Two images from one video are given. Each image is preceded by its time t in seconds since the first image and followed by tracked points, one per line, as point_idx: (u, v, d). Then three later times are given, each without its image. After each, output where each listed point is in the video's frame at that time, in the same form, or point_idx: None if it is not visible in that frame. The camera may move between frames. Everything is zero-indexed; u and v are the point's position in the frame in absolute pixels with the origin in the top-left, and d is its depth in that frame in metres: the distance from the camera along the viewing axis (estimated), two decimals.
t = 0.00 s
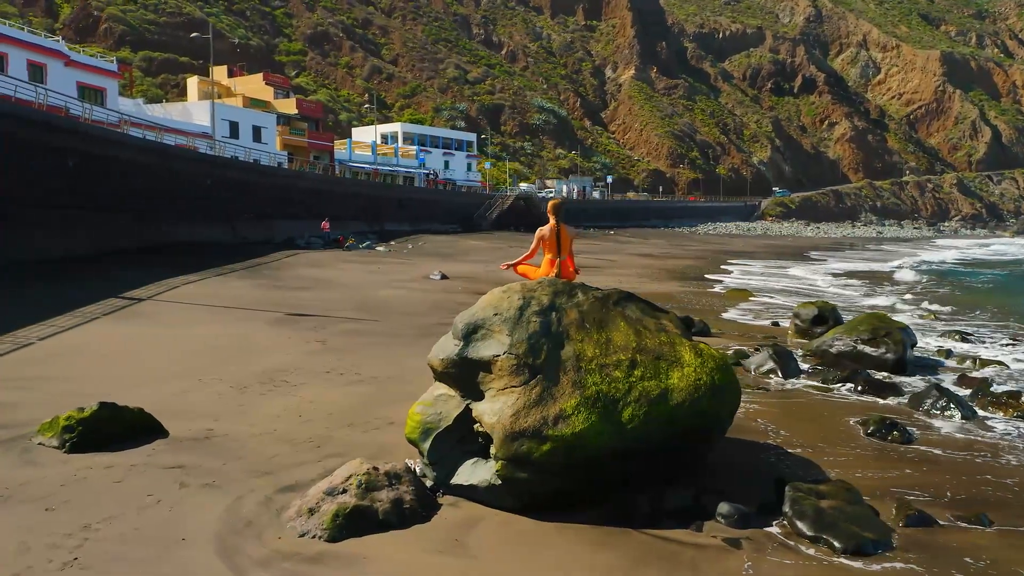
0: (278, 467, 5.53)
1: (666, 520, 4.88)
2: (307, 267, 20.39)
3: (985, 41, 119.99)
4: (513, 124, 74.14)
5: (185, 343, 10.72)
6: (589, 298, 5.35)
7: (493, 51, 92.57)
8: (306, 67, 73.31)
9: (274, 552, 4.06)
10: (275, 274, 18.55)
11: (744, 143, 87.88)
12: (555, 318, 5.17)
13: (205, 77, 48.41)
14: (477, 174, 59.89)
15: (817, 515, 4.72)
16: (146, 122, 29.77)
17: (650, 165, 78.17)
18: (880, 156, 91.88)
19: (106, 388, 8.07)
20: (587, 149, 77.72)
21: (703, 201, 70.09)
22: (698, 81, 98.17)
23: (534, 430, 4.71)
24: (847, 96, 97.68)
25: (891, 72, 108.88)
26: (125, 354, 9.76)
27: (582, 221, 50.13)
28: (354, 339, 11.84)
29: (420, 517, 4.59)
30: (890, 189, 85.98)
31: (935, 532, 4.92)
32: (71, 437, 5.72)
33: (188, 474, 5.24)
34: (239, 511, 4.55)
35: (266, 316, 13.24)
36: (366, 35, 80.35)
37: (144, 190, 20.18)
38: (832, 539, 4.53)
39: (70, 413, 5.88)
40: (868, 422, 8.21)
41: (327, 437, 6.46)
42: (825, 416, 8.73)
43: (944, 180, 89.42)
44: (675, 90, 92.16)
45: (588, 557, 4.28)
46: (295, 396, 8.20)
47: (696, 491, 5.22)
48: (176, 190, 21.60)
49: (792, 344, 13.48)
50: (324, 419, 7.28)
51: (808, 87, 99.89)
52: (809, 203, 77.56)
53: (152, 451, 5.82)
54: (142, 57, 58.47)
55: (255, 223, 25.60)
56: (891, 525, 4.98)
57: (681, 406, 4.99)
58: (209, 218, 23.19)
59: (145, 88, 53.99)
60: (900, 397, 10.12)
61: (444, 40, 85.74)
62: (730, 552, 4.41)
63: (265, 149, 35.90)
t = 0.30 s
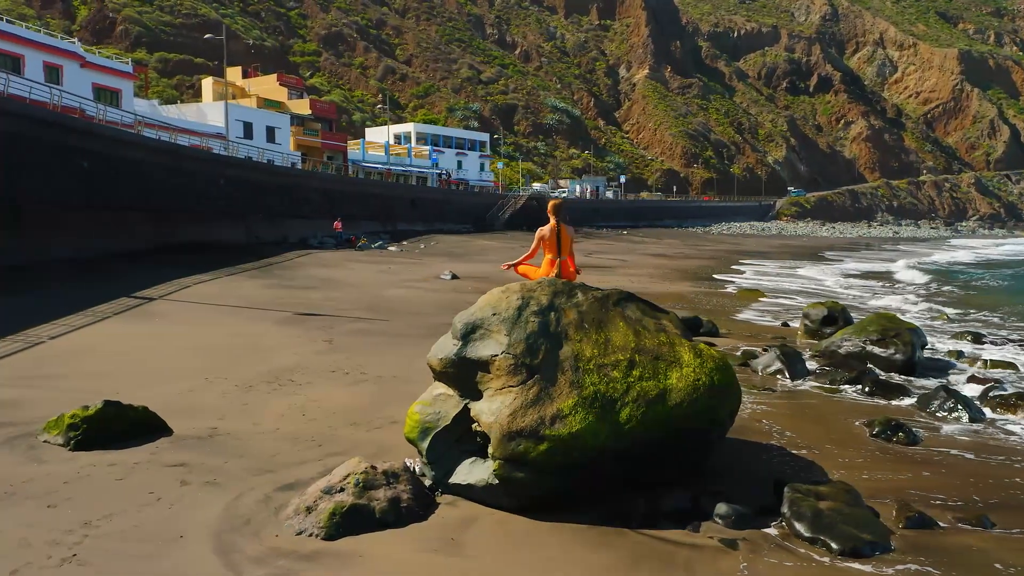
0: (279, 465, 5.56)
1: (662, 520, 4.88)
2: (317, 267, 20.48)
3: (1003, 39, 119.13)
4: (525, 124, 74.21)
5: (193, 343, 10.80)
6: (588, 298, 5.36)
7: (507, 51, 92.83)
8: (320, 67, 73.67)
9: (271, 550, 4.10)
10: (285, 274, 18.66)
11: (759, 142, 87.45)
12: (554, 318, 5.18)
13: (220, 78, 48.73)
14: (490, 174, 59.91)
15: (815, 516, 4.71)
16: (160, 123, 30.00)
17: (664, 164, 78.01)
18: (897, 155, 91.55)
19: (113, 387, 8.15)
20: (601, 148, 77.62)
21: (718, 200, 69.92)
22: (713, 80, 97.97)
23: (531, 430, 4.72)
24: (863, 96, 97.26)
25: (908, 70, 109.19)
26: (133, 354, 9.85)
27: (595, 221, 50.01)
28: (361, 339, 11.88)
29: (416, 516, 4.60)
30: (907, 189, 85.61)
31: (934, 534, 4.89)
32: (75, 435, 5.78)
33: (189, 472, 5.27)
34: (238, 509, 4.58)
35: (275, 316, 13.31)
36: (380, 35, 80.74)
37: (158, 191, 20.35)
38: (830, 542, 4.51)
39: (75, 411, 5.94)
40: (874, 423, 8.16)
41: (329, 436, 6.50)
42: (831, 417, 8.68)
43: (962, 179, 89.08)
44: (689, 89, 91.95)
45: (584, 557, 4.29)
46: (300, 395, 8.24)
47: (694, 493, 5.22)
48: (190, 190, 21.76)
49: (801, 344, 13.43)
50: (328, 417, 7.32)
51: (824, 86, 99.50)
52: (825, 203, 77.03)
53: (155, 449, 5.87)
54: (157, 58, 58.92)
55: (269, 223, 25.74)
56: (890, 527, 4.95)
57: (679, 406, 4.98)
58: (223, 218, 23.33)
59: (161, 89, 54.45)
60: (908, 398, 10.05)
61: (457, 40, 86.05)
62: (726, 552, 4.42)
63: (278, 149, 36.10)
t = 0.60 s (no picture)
0: (280, 464, 5.60)
1: (660, 521, 4.87)
2: (327, 266, 20.56)
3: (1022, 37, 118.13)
4: (539, 124, 74.21)
5: (201, 342, 10.88)
6: (588, 298, 5.36)
7: (521, 51, 93.09)
8: (334, 68, 74.00)
9: (268, 549, 4.13)
10: (295, 273, 18.76)
11: (773, 141, 87.10)
12: (553, 318, 5.19)
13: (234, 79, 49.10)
14: (503, 174, 59.88)
15: (812, 518, 4.69)
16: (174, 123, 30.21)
17: (679, 164, 77.83)
18: (914, 155, 91.16)
19: (121, 386, 8.23)
20: (614, 148, 77.53)
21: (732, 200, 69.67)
22: (727, 79, 97.66)
23: (528, 430, 4.73)
24: (880, 95, 96.87)
25: (926, 69, 108.69)
26: (142, 353, 9.94)
27: (608, 221, 49.93)
28: (369, 339, 11.91)
29: (413, 515, 4.62)
30: (923, 189, 85.18)
31: (935, 537, 4.86)
32: (80, 432, 5.84)
33: (191, 470, 5.33)
34: (236, 507, 4.62)
35: (284, 316, 13.38)
36: (394, 36, 81.14)
37: (170, 192, 20.50)
38: (827, 543, 4.50)
39: (80, 410, 6.01)
40: (880, 425, 8.11)
41: (332, 436, 6.53)
42: (836, 418, 8.63)
43: (979, 179, 88.95)
44: (703, 88, 91.72)
45: (579, 556, 4.31)
46: (305, 394, 8.29)
47: (693, 493, 5.21)
48: (203, 190, 21.95)
49: (810, 345, 13.35)
50: (331, 417, 7.35)
51: (840, 85, 99.03)
52: (840, 203, 76.52)
53: (159, 447, 5.93)
54: (173, 59, 59.43)
55: (281, 223, 25.90)
56: (889, 529, 4.92)
57: (678, 406, 4.98)
58: (236, 218, 23.49)
59: (177, 90, 54.89)
60: (916, 399, 9.96)
61: (471, 40, 86.29)
62: (722, 553, 4.41)
63: (292, 150, 36.28)
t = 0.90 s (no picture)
0: (281, 463, 5.65)
1: (656, 521, 4.88)
2: (336, 266, 20.63)
3: None
4: (552, 124, 74.23)
5: (209, 341, 10.96)
6: (586, 298, 5.39)
7: (534, 51, 93.24)
8: (347, 69, 74.35)
9: (267, 546, 4.17)
10: (305, 273, 18.86)
11: (788, 141, 86.70)
12: (552, 318, 5.21)
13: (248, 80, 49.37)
14: (515, 174, 59.86)
15: (810, 519, 4.68)
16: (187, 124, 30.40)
17: (692, 164, 77.61)
18: (931, 154, 90.66)
19: (128, 384, 8.31)
20: (628, 149, 77.41)
21: (746, 200, 69.37)
22: (742, 78, 97.30)
23: (525, 429, 4.75)
24: (896, 95, 96.87)
25: (943, 68, 108.06)
26: (150, 351, 10.03)
27: (621, 221, 49.84)
28: (376, 338, 11.95)
29: (409, 513, 4.65)
30: (940, 188, 84.64)
31: (931, 537, 4.84)
32: (85, 430, 5.91)
33: (192, 468, 5.37)
34: (235, 505, 4.67)
35: (293, 315, 13.46)
36: (407, 36, 81.47)
37: (183, 192, 20.65)
38: (823, 544, 4.49)
39: (85, 408, 6.08)
40: (885, 425, 8.07)
41: (335, 434, 6.58)
42: (842, 418, 8.60)
43: (998, 179, 89.13)
44: (717, 88, 91.52)
45: (574, 555, 4.32)
46: (309, 394, 8.33)
47: (691, 492, 5.22)
48: (216, 191, 22.10)
49: (819, 346, 13.28)
50: (335, 416, 7.40)
51: (856, 84, 98.55)
52: (855, 203, 75.95)
53: (162, 445, 5.99)
54: (188, 60, 59.88)
55: (294, 223, 26.02)
56: (888, 530, 4.89)
57: (675, 407, 4.97)
58: (248, 218, 23.63)
59: (192, 92, 55.30)
60: (922, 400, 9.89)
61: (484, 41, 86.47)
62: (717, 552, 4.42)
63: (304, 150, 36.46)
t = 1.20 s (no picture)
0: (283, 461, 5.69)
1: (653, 521, 4.90)
2: (345, 265, 20.69)
3: None
4: (564, 123, 74.15)
5: (216, 340, 11.03)
6: (585, 298, 5.40)
7: (547, 51, 93.26)
8: (360, 69, 74.57)
9: (264, 543, 4.21)
10: (314, 272, 18.94)
11: (802, 140, 86.24)
12: (550, 318, 5.22)
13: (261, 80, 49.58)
14: (527, 174, 59.79)
15: (806, 520, 4.67)
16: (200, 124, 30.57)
17: (706, 163, 77.34)
18: (947, 154, 90.14)
19: (134, 383, 8.37)
20: (640, 148, 77.26)
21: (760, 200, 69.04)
22: (756, 78, 96.89)
23: (522, 429, 4.77)
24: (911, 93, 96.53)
25: (960, 66, 107.34)
26: (157, 350, 10.12)
27: (633, 221, 49.73)
28: (383, 338, 11.98)
29: (406, 512, 4.68)
30: (956, 188, 84.05)
31: (929, 539, 4.81)
32: (89, 428, 5.97)
33: (195, 466, 5.42)
34: (234, 502, 4.71)
35: (300, 315, 13.52)
36: (420, 37, 81.70)
37: (196, 191, 20.80)
38: (819, 545, 4.48)
39: (90, 406, 6.14)
40: (889, 426, 8.01)
41: (337, 433, 6.61)
42: (848, 420, 8.54)
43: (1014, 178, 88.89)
44: (731, 87, 91.21)
45: (569, 554, 4.34)
46: (313, 393, 8.37)
47: (688, 493, 5.22)
48: (228, 190, 22.21)
49: (827, 346, 13.19)
50: (339, 415, 7.44)
51: (871, 83, 98.05)
52: (870, 203, 75.44)
53: (165, 443, 6.05)
54: (202, 61, 60.20)
55: (306, 223, 26.11)
56: (886, 532, 4.88)
57: (672, 407, 4.97)
58: (260, 218, 23.73)
59: (205, 92, 55.65)
60: (929, 401, 9.81)
61: (497, 41, 86.54)
62: (712, 553, 4.42)
63: (316, 150, 36.60)
